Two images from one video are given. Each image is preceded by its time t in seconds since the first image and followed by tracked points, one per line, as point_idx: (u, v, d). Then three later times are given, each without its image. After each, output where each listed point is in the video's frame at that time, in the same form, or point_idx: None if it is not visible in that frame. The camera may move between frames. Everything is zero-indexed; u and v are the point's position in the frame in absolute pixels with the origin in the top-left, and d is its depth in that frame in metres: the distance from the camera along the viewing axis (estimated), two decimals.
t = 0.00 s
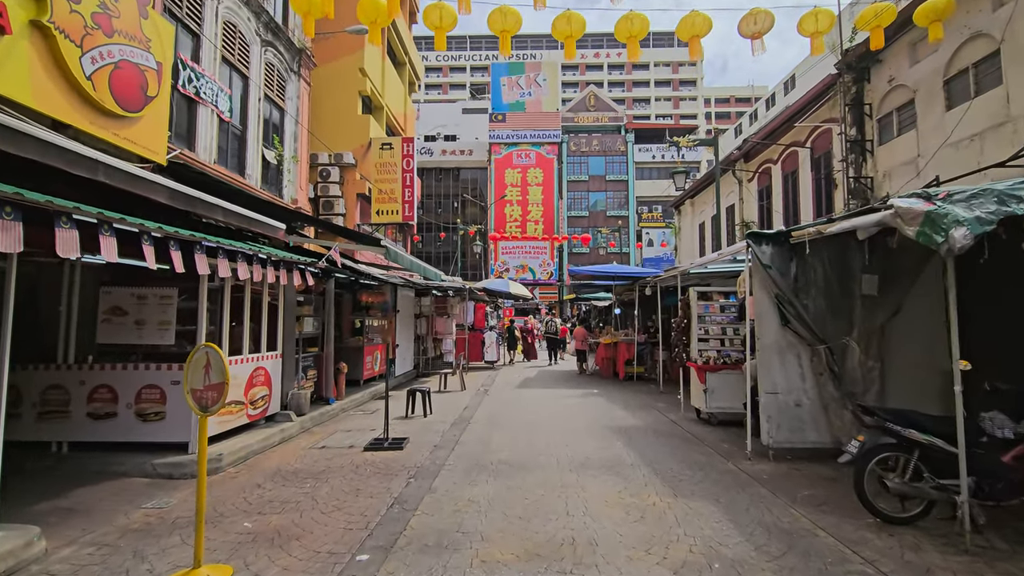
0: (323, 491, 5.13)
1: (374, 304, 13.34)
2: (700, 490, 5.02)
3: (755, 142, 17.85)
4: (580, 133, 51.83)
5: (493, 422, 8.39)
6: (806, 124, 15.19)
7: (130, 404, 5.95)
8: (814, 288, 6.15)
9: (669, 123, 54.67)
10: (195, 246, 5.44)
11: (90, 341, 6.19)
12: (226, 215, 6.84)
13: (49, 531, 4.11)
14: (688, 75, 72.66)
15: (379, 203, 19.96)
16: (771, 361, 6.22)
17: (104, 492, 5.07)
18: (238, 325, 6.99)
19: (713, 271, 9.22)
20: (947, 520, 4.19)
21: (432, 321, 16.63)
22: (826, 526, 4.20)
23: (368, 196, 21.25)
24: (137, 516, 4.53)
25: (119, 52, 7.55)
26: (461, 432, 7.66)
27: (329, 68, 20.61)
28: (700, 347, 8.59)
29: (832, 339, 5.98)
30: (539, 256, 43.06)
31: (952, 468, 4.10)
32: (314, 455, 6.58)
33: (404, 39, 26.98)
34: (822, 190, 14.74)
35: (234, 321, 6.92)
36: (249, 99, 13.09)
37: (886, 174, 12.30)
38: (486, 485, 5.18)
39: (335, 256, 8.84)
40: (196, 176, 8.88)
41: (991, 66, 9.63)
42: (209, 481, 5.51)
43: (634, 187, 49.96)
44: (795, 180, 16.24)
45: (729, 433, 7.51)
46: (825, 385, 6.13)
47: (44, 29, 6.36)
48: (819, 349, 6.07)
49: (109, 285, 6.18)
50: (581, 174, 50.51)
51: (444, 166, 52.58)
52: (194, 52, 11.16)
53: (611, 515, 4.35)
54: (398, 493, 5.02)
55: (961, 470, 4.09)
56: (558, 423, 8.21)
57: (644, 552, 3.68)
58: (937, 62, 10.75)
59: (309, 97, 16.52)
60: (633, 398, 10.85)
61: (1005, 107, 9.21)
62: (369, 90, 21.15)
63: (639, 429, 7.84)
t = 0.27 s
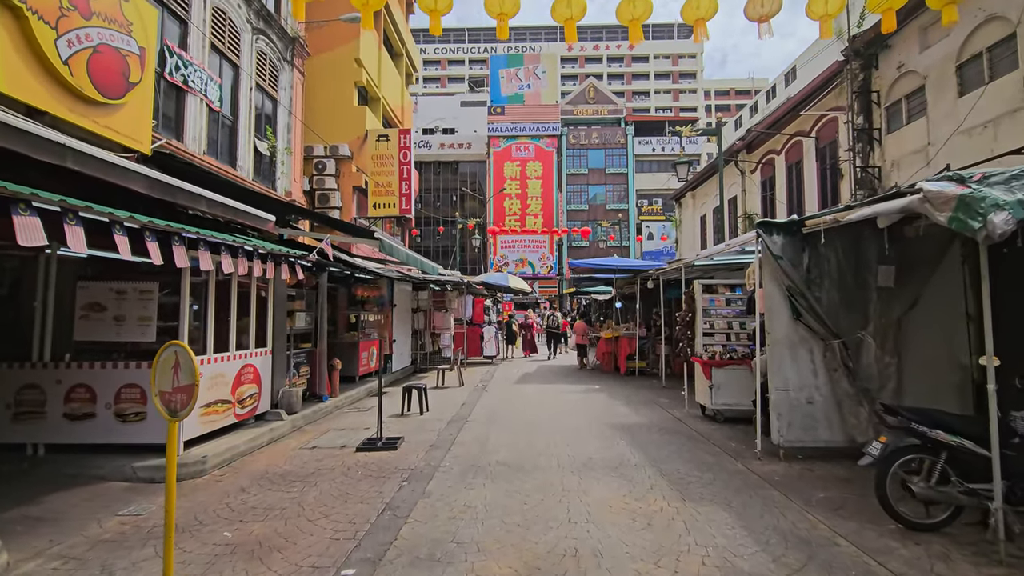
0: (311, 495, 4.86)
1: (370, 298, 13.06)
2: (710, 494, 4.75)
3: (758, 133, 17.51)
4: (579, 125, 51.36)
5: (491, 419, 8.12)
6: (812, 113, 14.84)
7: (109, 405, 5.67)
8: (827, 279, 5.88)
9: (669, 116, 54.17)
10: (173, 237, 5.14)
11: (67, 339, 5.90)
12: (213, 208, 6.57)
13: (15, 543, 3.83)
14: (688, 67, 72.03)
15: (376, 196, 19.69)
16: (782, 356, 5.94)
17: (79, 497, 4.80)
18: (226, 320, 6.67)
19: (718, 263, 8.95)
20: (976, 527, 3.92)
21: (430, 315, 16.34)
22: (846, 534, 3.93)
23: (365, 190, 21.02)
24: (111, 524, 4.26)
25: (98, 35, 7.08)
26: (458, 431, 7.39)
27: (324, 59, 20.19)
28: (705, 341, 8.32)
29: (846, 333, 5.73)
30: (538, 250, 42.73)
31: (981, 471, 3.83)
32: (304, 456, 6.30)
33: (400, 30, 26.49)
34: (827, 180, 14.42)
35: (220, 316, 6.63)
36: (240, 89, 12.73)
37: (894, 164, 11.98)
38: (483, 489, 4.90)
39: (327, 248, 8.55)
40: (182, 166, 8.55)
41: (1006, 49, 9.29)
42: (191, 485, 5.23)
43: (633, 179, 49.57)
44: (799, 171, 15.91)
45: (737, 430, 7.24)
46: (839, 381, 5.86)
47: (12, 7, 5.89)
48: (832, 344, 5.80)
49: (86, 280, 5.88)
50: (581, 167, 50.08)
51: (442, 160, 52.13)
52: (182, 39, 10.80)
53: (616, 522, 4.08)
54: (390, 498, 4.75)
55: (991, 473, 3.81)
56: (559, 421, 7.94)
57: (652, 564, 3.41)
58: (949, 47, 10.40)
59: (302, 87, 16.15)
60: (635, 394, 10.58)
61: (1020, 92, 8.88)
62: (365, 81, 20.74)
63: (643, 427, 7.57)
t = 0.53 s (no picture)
0: (296, 497, 4.58)
1: (366, 290, 12.75)
2: (720, 496, 4.46)
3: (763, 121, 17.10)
4: (580, 116, 50.81)
5: (490, 415, 7.83)
6: (820, 100, 14.44)
7: (85, 400, 5.39)
8: (844, 269, 5.57)
9: (671, 106, 53.58)
10: (148, 223, 4.84)
11: (41, 331, 5.60)
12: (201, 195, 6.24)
13: None
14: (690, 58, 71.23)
15: (374, 186, 19.46)
16: (796, 350, 5.61)
17: (50, 499, 4.52)
18: (211, 312, 6.36)
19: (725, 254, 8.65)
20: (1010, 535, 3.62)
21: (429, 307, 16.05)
22: (870, 542, 3.63)
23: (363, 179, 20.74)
24: (80, 529, 3.98)
25: (75, 11, 6.27)
26: (455, 426, 7.10)
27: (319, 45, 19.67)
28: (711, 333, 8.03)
29: (863, 326, 5.43)
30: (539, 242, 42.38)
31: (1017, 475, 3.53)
32: (293, 453, 6.02)
33: (398, 17, 25.94)
34: (835, 169, 14.04)
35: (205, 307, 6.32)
36: (232, 75, 12.35)
37: (906, 151, 11.61)
38: (479, 491, 4.61)
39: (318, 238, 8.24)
40: (168, 151, 8.20)
41: None
42: (171, 486, 4.95)
43: (635, 171, 49.10)
44: (806, 160, 15.53)
45: (745, 427, 6.94)
46: (855, 376, 5.54)
47: None
48: (848, 337, 5.49)
49: (61, 269, 5.57)
50: (582, 159, 49.58)
51: (442, 151, 51.64)
52: (169, 20, 10.41)
53: (621, 528, 3.78)
54: (379, 500, 4.46)
55: None
56: (560, 417, 7.65)
57: None
58: (967, 29, 10.00)
59: (297, 74, 15.74)
60: (638, 389, 10.28)
61: None
62: (362, 69, 20.29)
63: (647, 423, 7.28)
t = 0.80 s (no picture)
0: (280, 504, 4.30)
1: (362, 284, 12.43)
2: (732, 504, 4.17)
3: (769, 112, 16.72)
4: (581, 109, 50.31)
5: (488, 413, 7.56)
6: (827, 90, 14.09)
7: (60, 400, 5.11)
8: (861, 263, 5.28)
9: (673, 99, 53.07)
10: (117, 212, 4.50)
11: (13, 326, 5.30)
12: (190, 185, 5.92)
13: None
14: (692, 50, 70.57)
15: (370, 178, 18.98)
16: (810, 348, 5.32)
17: (17, 506, 4.23)
18: (194, 307, 6.06)
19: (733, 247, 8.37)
20: None
21: (426, 301, 15.75)
22: (898, 558, 3.35)
23: (360, 171, 20.31)
24: (46, 540, 3.70)
25: None
26: (451, 426, 6.82)
27: (315, 35, 19.30)
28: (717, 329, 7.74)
29: (882, 323, 5.16)
30: (539, 236, 42.02)
31: None
32: (281, 455, 5.73)
33: (396, 7, 25.47)
34: (843, 161, 13.70)
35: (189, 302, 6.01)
36: (223, 62, 11.99)
37: (918, 142, 11.27)
38: (475, 498, 4.33)
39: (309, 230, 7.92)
40: (153, 139, 7.87)
41: None
42: (148, 491, 4.67)
43: (636, 165, 48.68)
44: (812, 151, 15.18)
45: (754, 427, 6.65)
46: (873, 376, 5.25)
47: None
48: (866, 334, 5.21)
49: (33, 261, 5.27)
50: (583, 152, 49.11)
51: (442, 144, 51.15)
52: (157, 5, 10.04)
53: (628, 542, 3.50)
54: (369, 508, 4.18)
55: None
56: (560, 416, 7.38)
57: None
58: (983, 14, 9.64)
59: (291, 63, 15.37)
60: (640, 386, 10.00)
61: None
62: (359, 58, 19.89)
63: (651, 422, 7.00)
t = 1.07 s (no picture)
0: (263, 508, 4.02)
1: (357, 275, 12.13)
2: (746, 507, 3.90)
3: (774, 98, 16.32)
4: (581, 99, 49.71)
5: (486, 408, 7.27)
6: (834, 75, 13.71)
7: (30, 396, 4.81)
8: (881, 250, 4.95)
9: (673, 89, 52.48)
10: (82, 194, 4.20)
11: None
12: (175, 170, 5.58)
13: None
14: (692, 39, 69.78)
15: (366, 167, 18.75)
16: (826, 341, 5.02)
17: None
18: (175, 298, 5.74)
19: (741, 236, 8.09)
20: None
21: (423, 293, 15.43)
22: (931, 568, 3.07)
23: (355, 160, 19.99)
24: (6, 549, 3.41)
25: None
26: (447, 422, 6.55)
27: (309, 19, 18.71)
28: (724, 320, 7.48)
29: (903, 313, 4.87)
30: (538, 228, 41.67)
31: None
32: (268, 453, 5.45)
33: None
34: (850, 148, 13.36)
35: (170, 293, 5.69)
36: (212, 45, 11.56)
37: (929, 128, 10.93)
38: (471, 501, 4.05)
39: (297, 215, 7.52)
40: (134, 122, 7.50)
41: None
42: (123, 494, 4.38)
43: (636, 155, 48.20)
44: (818, 139, 14.82)
45: (763, 423, 6.38)
46: (893, 370, 4.96)
47: None
48: (886, 326, 4.91)
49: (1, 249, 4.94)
50: (582, 142, 48.60)
51: (440, 134, 50.61)
52: None
53: (637, 551, 3.23)
54: (358, 512, 3.90)
55: None
56: (561, 410, 7.11)
57: None
58: None
59: (283, 47, 14.94)
60: (643, 379, 9.72)
61: None
62: (354, 44, 19.39)
63: (656, 417, 6.74)
